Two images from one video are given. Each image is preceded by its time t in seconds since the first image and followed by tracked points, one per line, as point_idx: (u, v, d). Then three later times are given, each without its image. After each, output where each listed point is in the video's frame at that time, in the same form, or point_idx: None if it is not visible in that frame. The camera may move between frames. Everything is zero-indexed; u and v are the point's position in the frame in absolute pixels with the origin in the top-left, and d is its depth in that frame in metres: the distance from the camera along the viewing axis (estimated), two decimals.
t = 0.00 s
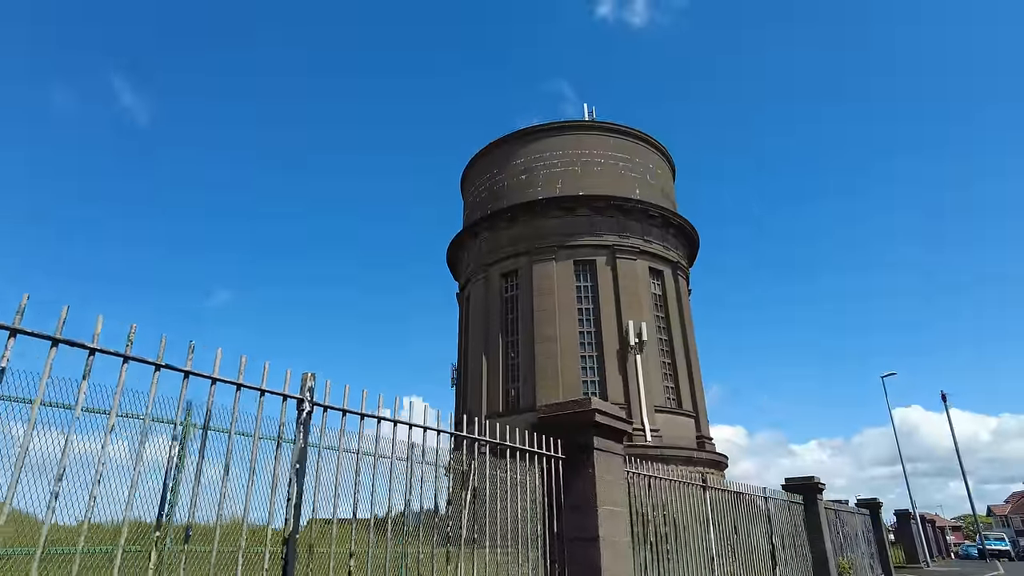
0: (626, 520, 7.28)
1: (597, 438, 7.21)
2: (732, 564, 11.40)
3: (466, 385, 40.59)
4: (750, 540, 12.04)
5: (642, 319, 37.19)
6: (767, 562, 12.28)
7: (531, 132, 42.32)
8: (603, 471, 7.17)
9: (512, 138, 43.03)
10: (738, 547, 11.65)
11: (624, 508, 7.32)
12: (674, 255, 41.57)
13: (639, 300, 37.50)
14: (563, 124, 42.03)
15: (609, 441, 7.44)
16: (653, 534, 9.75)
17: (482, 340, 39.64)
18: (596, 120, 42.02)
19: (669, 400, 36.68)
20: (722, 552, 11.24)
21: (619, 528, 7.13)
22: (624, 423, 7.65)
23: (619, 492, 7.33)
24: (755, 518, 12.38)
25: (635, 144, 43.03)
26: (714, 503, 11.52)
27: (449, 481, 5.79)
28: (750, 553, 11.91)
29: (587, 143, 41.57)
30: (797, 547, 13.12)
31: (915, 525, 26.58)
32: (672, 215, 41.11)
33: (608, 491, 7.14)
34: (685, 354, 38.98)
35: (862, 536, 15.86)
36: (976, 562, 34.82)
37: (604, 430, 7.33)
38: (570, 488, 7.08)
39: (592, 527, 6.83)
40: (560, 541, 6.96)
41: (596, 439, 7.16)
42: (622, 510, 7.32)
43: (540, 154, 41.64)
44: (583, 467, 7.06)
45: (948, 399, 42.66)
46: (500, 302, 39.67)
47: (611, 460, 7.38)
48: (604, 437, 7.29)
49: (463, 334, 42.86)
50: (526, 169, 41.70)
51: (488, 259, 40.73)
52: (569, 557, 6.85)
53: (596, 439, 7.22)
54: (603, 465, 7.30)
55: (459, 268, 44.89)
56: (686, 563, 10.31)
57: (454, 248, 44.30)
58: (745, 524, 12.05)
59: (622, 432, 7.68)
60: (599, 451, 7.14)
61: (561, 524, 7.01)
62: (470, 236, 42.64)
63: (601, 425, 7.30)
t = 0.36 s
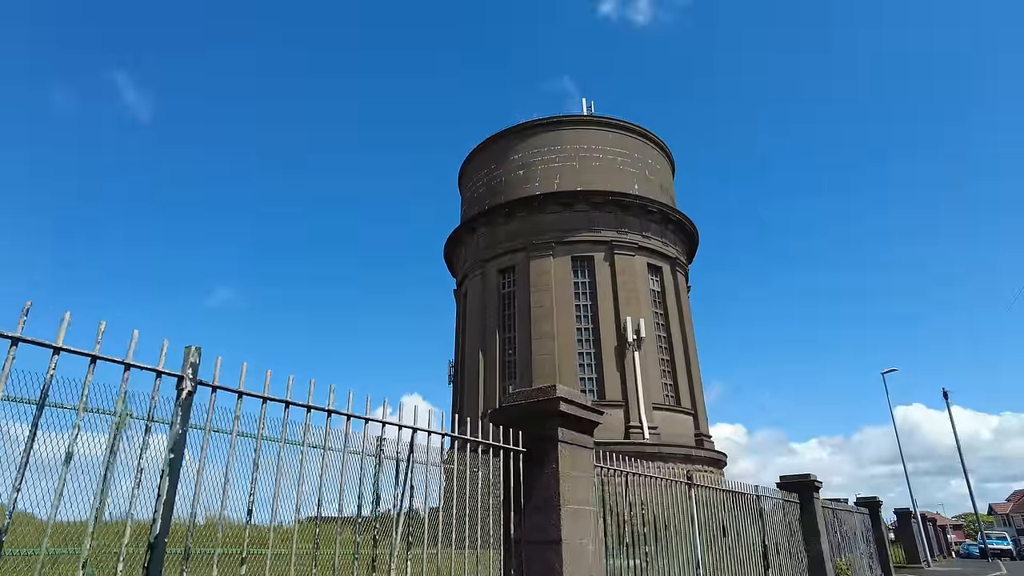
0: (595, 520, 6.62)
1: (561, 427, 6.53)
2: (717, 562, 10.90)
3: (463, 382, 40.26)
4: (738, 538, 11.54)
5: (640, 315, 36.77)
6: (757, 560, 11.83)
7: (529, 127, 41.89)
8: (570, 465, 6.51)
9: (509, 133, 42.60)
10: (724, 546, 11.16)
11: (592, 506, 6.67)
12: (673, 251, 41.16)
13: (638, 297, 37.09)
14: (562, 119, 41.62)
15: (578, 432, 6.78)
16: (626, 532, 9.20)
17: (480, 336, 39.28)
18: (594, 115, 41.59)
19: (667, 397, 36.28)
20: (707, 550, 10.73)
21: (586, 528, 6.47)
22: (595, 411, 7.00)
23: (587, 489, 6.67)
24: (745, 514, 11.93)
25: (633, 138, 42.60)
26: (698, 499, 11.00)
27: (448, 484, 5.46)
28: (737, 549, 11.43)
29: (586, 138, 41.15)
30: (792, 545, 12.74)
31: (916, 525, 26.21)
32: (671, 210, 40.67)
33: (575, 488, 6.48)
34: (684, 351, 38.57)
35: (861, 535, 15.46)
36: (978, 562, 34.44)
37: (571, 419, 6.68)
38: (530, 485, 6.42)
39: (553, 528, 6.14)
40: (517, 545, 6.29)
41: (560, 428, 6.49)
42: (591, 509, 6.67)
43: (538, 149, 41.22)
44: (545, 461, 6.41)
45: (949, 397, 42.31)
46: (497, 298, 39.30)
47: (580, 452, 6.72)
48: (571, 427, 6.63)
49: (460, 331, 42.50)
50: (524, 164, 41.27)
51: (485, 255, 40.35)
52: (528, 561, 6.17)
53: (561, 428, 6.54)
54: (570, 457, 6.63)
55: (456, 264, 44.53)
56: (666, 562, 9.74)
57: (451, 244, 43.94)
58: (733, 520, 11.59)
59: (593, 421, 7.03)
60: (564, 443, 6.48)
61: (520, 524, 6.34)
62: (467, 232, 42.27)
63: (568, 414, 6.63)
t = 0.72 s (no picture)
0: (546, 520, 6.09)
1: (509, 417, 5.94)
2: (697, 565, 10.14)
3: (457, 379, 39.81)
4: (721, 540, 10.83)
5: (636, 312, 36.39)
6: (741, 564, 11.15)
7: (525, 123, 41.51)
8: (519, 458, 5.96)
9: (505, 129, 42.23)
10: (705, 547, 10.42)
11: (543, 504, 6.14)
12: (669, 248, 40.78)
13: (634, 294, 36.72)
14: (558, 114, 41.24)
15: (529, 422, 6.20)
16: (588, 531, 8.36)
17: (475, 333, 38.91)
18: (590, 110, 41.23)
19: (664, 395, 35.90)
20: (686, 552, 9.99)
21: (534, 528, 5.93)
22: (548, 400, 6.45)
23: (537, 484, 6.10)
24: (730, 515, 11.28)
25: (630, 134, 42.21)
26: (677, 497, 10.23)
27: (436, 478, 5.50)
28: (720, 552, 10.72)
29: (582, 133, 40.78)
30: (781, 546, 12.26)
31: (915, 523, 25.85)
32: (668, 207, 40.29)
33: (524, 485, 5.94)
34: (680, 349, 38.19)
35: (856, 535, 15.09)
36: (976, 561, 34.18)
37: (523, 409, 6.11)
38: (471, 481, 5.87)
39: (496, 528, 5.58)
40: (459, 547, 5.73)
41: (507, 418, 5.90)
42: (542, 508, 6.14)
43: (533, 145, 40.87)
44: (491, 455, 5.83)
45: (947, 395, 41.94)
46: (492, 295, 38.96)
47: (531, 445, 6.17)
48: (521, 417, 6.06)
49: (455, 328, 42.15)
50: (519, 160, 40.88)
51: (480, 251, 40.02)
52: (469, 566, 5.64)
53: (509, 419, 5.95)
54: (519, 451, 6.05)
55: (451, 261, 44.19)
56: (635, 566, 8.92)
57: (446, 240, 43.59)
58: (716, 522, 10.89)
59: (548, 411, 6.47)
60: (511, 433, 5.87)
61: (461, 523, 5.80)
62: (462, 229, 41.93)
63: (519, 403, 6.05)
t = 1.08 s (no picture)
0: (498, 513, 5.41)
1: (459, 396, 5.27)
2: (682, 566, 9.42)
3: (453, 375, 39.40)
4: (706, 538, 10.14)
5: (634, 307, 35.99)
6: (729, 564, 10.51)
7: (522, 117, 41.09)
8: (470, 444, 5.27)
9: (501, 123, 41.83)
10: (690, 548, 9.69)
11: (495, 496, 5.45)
12: (667, 244, 40.37)
13: (632, 289, 36.32)
14: (554, 109, 40.82)
15: (481, 402, 5.55)
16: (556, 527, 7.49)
17: (471, 329, 38.55)
18: (588, 104, 40.80)
19: (661, 392, 35.50)
20: (669, 554, 9.27)
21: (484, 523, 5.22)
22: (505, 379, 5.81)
23: (491, 471, 5.43)
24: (720, 513, 10.69)
25: (627, 128, 41.80)
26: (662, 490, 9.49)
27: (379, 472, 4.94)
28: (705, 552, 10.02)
29: (579, 127, 40.37)
30: (777, 545, 11.78)
31: (915, 521, 25.51)
32: (667, 201, 39.86)
33: (474, 474, 5.24)
34: (678, 345, 37.79)
35: (856, 532, 14.70)
36: (977, 560, 33.83)
37: (475, 389, 5.44)
38: (411, 470, 5.18)
39: (438, 524, 4.89)
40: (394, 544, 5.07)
41: (457, 396, 5.22)
42: (495, 501, 5.44)
43: (530, 139, 40.46)
44: (437, 439, 5.13)
45: (948, 391, 41.57)
46: (488, 291, 38.59)
47: (483, 427, 5.48)
48: (471, 397, 5.39)
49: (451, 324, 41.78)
50: (516, 155, 40.45)
51: (477, 246, 39.65)
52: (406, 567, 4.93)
53: (459, 398, 5.28)
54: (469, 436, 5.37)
55: (448, 256, 43.80)
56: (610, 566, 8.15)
57: (442, 235, 43.21)
58: (708, 520, 10.28)
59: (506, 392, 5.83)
60: (460, 416, 5.20)
61: (397, 517, 5.13)
62: (458, 224, 41.55)
63: (470, 382, 5.39)
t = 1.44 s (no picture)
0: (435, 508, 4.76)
1: (387, 376, 4.67)
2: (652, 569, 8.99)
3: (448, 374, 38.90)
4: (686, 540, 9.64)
5: (630, 306, 35.62)
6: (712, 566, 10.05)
7: (519, 113, 40.74)
8: (396, 433, 4.62)
9: (498, 119, 41.49)
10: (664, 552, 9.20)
11: (432, 488, 4.80)
12: (665, 241, 40.00)
13: (628, 287, 35.94)
14: (551, 105, 40.50)
15: (417, 385, 4.94)
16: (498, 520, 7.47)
17: (466, 327, 38.15)
18: (585, 100, 40.44)
19: (658, 391, 35.09)
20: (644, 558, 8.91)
21: (414, 520, 4.55)
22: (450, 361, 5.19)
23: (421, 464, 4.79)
24: (708, 514, 10.33)
25: (625, 125, 41.43)
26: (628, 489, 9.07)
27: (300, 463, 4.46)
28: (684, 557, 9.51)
29: (576, 124, 40.02)
30: (771, 546, 11.43)
31: (914, 522, 25.20)
32: (664, 198, 39.46)
33: (403, 464, 4.60)
34: (675, 344, 37.39)
35: (854, 533, 14.33)
36: (978, 562, 33.48)
37: (409, 370, 4.84)
38: (331, 464, 4.57)
39: (352, 521, 4.27)
40: (305, 549, 4.49)
41: (383, 376, 4.62)
42: (429, 496, 4.77)
43: (527, 136, 40.13)
44: (357, 425, 4.53)
45: (949, 391, 41.13)
46: (484, 289, 38.19)
47: (418, 413, 4.86)
48: (403, 377, 4.78)
49: (447, 322, 41.34)
50: (512, 151, 40.11)
51: (472, 244, 39.27)
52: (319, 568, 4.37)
53: (387, 379, 4.68)
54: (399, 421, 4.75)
55: (444, 254, 43.39)
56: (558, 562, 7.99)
57: (438, 233, 42.83)
58: (692, 518, 9.95)
59: (450, 376, 5.20)
60: (386, 399, 4.59)
61: (314, 512, 4.57)
62: (454, 221, 41.17)
63: (402, 361, 4.79)
